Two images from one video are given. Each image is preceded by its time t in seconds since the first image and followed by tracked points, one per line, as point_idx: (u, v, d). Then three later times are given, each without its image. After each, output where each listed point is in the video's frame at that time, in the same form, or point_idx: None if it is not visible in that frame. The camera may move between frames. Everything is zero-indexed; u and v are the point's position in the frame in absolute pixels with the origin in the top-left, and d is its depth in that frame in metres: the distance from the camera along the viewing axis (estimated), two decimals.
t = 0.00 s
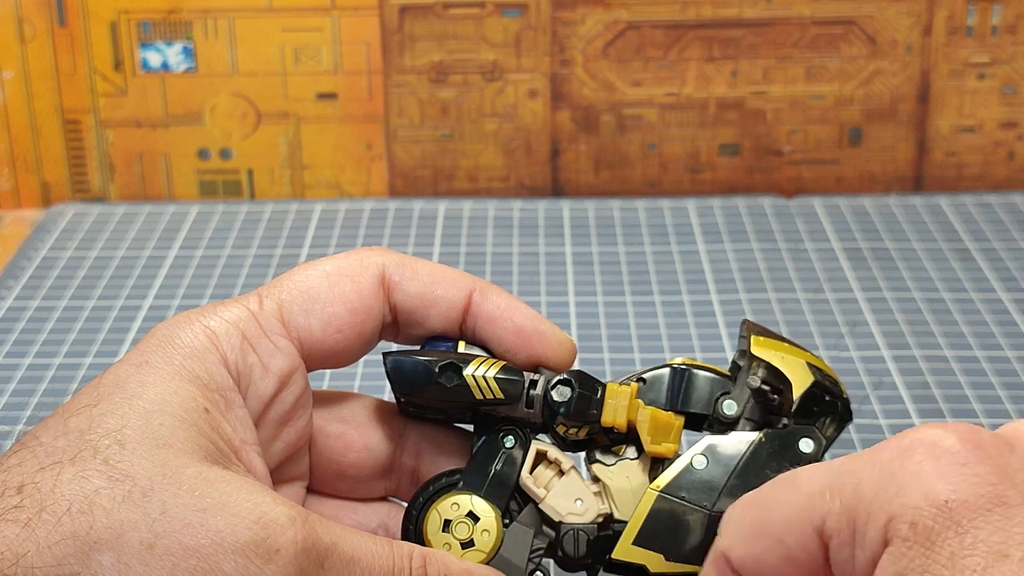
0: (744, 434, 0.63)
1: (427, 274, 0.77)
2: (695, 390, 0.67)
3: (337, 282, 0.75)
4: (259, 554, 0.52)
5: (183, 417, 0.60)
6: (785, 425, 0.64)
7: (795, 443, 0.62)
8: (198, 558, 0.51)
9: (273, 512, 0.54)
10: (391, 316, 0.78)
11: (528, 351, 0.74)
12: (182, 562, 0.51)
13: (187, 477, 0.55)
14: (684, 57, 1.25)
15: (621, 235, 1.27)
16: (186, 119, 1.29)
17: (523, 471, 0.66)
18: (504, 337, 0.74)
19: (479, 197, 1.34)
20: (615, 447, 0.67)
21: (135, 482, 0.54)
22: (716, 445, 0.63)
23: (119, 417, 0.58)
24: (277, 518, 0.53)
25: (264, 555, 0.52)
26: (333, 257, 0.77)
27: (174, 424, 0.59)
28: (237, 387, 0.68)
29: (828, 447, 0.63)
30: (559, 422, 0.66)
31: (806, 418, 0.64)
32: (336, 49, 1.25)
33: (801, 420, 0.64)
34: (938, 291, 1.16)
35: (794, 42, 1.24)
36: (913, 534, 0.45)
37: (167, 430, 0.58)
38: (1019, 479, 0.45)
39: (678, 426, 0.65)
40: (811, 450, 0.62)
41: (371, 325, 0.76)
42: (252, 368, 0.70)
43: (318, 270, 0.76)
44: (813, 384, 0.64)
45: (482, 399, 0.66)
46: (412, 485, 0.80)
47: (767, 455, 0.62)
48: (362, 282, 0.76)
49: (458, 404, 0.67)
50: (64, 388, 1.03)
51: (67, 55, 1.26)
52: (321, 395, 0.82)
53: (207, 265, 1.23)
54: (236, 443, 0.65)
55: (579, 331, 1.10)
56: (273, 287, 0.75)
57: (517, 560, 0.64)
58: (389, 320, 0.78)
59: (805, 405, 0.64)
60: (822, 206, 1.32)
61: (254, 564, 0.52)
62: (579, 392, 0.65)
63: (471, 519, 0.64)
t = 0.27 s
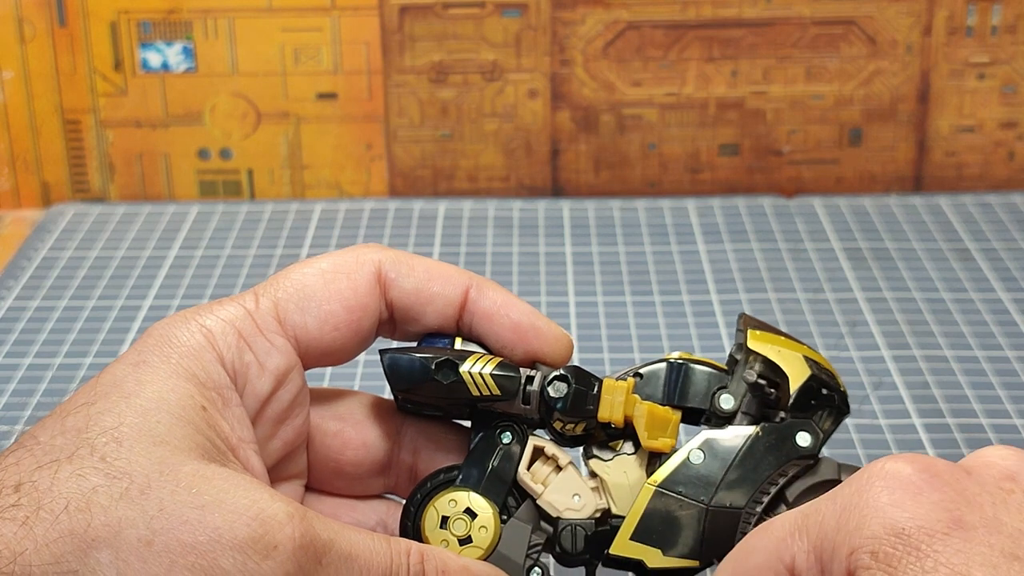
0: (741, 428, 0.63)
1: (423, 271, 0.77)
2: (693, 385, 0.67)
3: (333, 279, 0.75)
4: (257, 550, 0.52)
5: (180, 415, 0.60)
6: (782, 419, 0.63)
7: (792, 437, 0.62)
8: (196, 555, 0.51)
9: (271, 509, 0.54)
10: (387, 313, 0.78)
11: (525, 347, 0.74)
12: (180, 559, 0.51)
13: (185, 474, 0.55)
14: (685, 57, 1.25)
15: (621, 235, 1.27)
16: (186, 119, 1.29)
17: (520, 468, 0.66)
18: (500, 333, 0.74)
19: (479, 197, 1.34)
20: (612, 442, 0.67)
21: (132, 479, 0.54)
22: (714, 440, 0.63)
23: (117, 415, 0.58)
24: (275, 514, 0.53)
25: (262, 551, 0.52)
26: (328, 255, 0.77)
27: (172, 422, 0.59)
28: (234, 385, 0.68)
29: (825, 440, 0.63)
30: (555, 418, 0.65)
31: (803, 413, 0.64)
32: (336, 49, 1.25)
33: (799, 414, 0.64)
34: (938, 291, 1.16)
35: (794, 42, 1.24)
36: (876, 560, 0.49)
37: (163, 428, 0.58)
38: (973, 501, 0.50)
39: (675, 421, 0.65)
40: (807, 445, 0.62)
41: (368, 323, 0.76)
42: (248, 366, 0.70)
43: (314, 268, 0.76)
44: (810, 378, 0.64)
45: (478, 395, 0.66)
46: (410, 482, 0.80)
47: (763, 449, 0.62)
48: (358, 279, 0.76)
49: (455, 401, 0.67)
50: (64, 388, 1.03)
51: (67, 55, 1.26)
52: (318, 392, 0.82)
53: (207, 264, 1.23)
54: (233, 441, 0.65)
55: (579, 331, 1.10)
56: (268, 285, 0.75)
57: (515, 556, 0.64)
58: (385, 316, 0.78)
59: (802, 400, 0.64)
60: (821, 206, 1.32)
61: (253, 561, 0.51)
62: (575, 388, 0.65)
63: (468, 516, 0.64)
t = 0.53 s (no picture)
0: (736, 421, 0.63)
1: (417, 268, 0.77)
2: (689, 378, 0.66)
3: (328, 277, 0.75)
4: (253, 547, 0.52)
5: (176, 413, 0.60)
6: (776, 411, 0.63)
7: (787, 429, 0.62)
8: (192, 553, 0.51)
9: (267, 506, 0.53)
10: (383, 311, 0.78)
11: (519, 343, 0.74)
12: (176, 556, 0.51)
13: (180, 472, 0.55)
14: (685, 57, 1.25)
15: (621, 235, 1.27)
16: (186, 119, 1.29)
17: (517, 463, 0.66)
18: (495, 330, 0.74)
19: (479, 197, 1.34)
20: (608, 436, 0.67)
21: (128, 478, 0.54)
22: (709, 433, 0.63)
23: (112, 414, 0.58)
24: (270, 511, 0.53)
25: (258, 548, 0.52)
26: (322, 253, 0.77)
27: (167, 420, 0.59)
28: (230, 384, 0.68)
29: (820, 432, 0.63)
30: (551, 412, 0.66)
31: (797, 404, 0.64)
32: (336, 49, 1.25)
33: (793, 406, 0.64)
34: (938, 291, 1.16)
35: (794, 42, 1.24)
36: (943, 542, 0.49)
37: (159, 426, 0.58)
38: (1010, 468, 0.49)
39: (671, 415, 0.65)
40: (803, 436, 0.62)
41: (363, 321, 0.76)
42: (244, 365, 0.70)
43: (308, 266, 0.76)
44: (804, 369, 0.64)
45: (474, 391, 0.66)
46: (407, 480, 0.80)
47: (759, 442, 0.62)
48: (352, 277, 0.76)
49: (451, 397, 0.67)
50: (63, 388, 1.03)
51: (67, 55, 1.26)
52: (314, 391, 0.82)
53: (207, 264, 1.23)
54: (229, 439, 0.65)
55: (579, 331, 1.10)
56: (263, 284, 0.75)
57: (512, 551, 0.64)
58: (380, 315, 0.78)
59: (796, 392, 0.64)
60: (822, 206, 1.32)
61: (248, 558, 0.51)
62: (571, 382, 0.65)
63: (465, 512, 0.64)
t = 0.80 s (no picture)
0: (732, 420, 0.63)
1: (413, 266, 0.77)
2: (687, 374, 0.66)
3: (324, 276, 0.75)
4: (251, 544, 0.52)
5: (173, 411, 0.60)
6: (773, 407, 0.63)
7: (784, 427, 0.62)
8: (190, 550, 0.51)
9: (265, 503, 0.54)
10: (380, 308, 0.78)
11: (516, 340, 0.74)
12: (175, 553, 0.51)
13: (178, 470, 0.55)
14: (684, 57, 1.25)
15: (621, 235, 1.27)
16: (186, 119, 1.29)
17: (513, 461, 0.66)
18: (491, 326, 0.74)
19: (479, 197, 1.34)
20: (604, 433, 0.67)
21: (126, 476, 0.54)
22: (705, 429, 0.63)
23: (109, 413, 0.58)
24: (268, 509, 0.53)
25: (256, 545, 0.52)
26: (318, 251, 0.77)
27: (165, 418, 0.59)
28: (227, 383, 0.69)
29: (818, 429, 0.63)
30: (547, 410, 0.66)
31: (795, 401, 0.64)
32: (336, 49, 1.25)
33: (790, 403, 0.64)
34: (938, 291, 1.16)
35: (794, 42, 1.24)
36: (896, 562, 0.48)
37: (156, 425, 0.58)
38: (998, 498, 0.49)
39: (666, 412, 0.65)
40: (799, 434, 0.62)
41: (360, 318, 0.76)
42: (241, 364, 0.70)
43: (304, 265, 0.76)
44: (800, 366, 0.64)
45: (469, 390, 0.66)
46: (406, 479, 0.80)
47: (755, 439, 0.62)
48: (349, 275, 0.76)
49: (447, 395, 0.67)
50: (63, 388, 1.03)
51: (66, 55, 1.26)
52: (312, 389, 0.81)
53: (207, 264, 1.23)
54: (227, 438, 0.65)
55: (579, 331, 1.10)
56: (259, 283, 0.75)
57: (508, 549, 0.64)
58: (377, 312, 0.78)
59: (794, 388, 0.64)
60: (822, 206, 1.32)
61: (247, 555, 0.51)
62: (566, 380, 0.65)
63: (461, 510, 0.64)
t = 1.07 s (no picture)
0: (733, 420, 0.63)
1: (414, 265, 0.77)
2: (687, 374, 0.66)
3: (325, 276, 0.75)
4: (252, 545, 0.52)
5: (174, 412, 0.60)
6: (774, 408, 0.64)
7: (786, 427, 0.62)
8: (192, 550, 0.51)
9: (266, 504, 0.54)
10: (381, 308, 0.78)
11: (517, 339, 0.74)
12: (176, 554, 0.51)
13: (179, 471, 0.55)
14: (684, 57, 1.25)
15: (621, 235, 1.27)
16: (186, 119, 1.29)
17: (513, 462, 0.66)
18: (492, 326, 0.74)
19: (479, 197, 1.34)
20: (605, 434, 0.67)
21: (127, 476, 0.54)
22: (706, 431, 0.63)
23: (111, 413, 0.58)
24: (269, 509, 0.53)
25: (257, 546, 0.52)
26: (319, 251, 0.77)
27: (166, 418, 0.59)
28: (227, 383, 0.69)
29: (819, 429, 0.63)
30: (548, 411, 0.66)
31: (796, 401, 0.64)
32: (336, 49, 1.25)
33: (792, 403, 0.64)
34: (938, 291, 1.16)
35: (794, 42, 1.24)
36: None
37: (157, 425, 0.58)
38: (923, 511, 0.49)
39: (667, 412, 0.65)
40: (801, 434, 0.62)
41: (360, 317, 0.76)
42: (241, 364, 0.70)
43: (305, 264, 0.76)
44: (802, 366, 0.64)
45: (471, 390, 0.66)
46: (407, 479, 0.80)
47: (757, 439, 0.62)
48: (350, 274, 0.76)
49: (448, 395, 0.67)
50: (63, 388, 1.03)
51: (66, 55, 1.26)
52: (313, 388, 0.81)
53: (207, 264, 1.23)
54: (228, 438, 0.65)
55: (579, 331, 1.10)
56: (260, 283, 0.75)
57: (507, 549, 0.64)
58: (378, 312, 0.78)
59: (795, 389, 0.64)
60: (822, 206, 1.32)
61: (248, 556, 0.51)
62: (568, 381, 0.65)
63: (463, 511, 0.64)
